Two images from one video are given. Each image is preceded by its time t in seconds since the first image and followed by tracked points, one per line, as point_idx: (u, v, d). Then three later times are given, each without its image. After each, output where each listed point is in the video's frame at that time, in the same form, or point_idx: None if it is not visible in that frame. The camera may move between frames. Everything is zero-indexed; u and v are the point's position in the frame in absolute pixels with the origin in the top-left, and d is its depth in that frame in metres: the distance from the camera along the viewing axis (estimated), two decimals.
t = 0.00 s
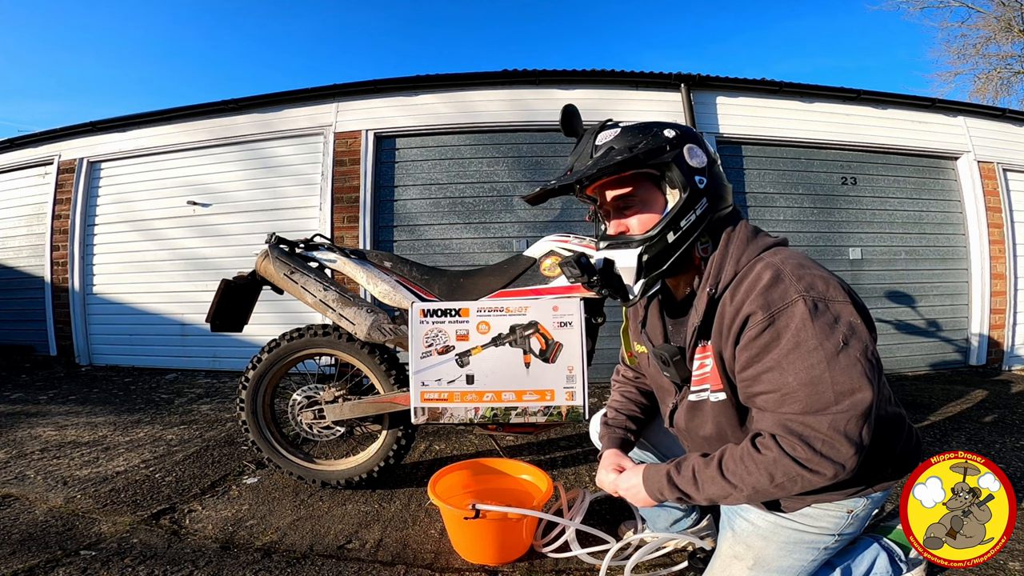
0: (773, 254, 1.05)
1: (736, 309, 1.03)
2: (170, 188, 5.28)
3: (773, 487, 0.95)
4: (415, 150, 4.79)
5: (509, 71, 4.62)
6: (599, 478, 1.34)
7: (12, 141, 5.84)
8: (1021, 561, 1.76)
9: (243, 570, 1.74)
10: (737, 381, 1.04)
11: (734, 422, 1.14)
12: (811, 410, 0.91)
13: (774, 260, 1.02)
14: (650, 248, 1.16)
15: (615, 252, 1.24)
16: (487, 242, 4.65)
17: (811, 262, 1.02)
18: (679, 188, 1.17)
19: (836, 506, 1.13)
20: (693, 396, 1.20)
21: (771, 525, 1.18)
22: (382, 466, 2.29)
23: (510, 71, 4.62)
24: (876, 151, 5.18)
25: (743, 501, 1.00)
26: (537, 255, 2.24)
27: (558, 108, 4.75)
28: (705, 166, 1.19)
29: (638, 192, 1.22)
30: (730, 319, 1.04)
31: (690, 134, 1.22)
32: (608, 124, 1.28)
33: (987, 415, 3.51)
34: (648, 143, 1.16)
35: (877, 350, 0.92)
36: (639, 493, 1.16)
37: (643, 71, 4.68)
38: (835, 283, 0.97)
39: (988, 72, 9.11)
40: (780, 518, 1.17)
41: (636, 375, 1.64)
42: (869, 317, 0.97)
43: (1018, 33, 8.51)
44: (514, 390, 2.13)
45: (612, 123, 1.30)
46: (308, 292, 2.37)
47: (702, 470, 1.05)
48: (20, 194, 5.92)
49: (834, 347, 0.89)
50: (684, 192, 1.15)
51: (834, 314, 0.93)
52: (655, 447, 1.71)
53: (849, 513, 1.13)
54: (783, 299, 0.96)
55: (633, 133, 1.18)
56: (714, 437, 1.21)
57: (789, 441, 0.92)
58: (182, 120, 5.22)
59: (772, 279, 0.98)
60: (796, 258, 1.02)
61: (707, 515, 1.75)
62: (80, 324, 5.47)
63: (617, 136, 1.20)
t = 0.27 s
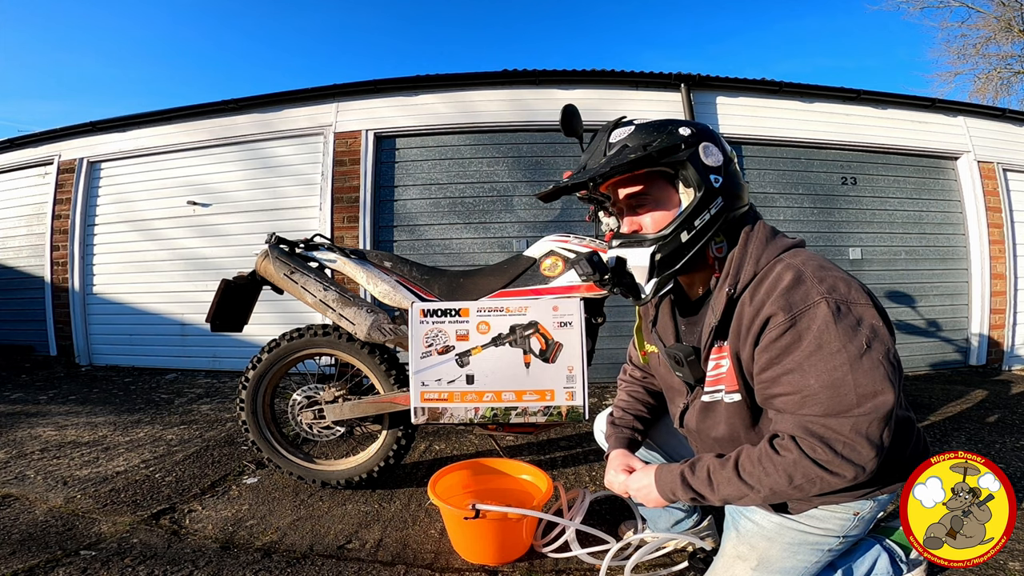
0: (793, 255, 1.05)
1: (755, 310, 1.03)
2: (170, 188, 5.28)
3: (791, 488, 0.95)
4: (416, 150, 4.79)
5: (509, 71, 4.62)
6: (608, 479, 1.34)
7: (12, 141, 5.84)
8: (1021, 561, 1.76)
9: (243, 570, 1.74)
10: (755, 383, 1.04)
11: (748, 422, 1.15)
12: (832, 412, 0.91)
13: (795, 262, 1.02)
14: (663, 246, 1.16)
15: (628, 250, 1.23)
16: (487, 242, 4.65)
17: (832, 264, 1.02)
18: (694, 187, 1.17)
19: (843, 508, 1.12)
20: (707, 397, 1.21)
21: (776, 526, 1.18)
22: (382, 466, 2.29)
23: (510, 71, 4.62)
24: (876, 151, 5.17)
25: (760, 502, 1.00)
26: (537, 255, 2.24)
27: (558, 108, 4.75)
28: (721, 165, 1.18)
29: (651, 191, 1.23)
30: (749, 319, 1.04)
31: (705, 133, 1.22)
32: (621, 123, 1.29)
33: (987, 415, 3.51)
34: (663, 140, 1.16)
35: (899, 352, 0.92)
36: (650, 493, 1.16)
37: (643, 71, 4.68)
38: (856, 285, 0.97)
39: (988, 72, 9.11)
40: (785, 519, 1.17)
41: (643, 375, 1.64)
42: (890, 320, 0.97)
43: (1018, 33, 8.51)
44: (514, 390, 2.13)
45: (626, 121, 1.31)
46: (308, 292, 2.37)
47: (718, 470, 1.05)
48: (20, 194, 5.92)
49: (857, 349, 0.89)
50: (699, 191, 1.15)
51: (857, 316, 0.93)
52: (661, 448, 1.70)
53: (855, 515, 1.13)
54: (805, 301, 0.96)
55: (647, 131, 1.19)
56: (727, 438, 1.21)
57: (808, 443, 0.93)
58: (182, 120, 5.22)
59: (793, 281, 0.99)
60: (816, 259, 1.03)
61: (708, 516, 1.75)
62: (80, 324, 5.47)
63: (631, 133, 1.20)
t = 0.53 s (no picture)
0: (803, 256, 1.05)
1: (765, 311, 1.03)
2: (170, 188, 5.28)
3: (799, 490, 0.95)
4: (416, 150, 4.79)
5: (509, 71, 4.62)
6: (614, 478, 1.34)
7: (12, 141, 5.84)
8: (1021, 561, 1.76)
9: (243, 570, 1.74)
10: (764, 384, 1.04)
11: (755, 423, 1.15)
12: (842, 414, 0.91)
13: (805, 263, 1.02)
14: (663, 248, 1.16)
15: (629, 251, 1.24)
16: (487, 242, 4.65)
17: (843, 265, 1.02)
18: (695, 189, 1.16)
19: (848, 509, 1.12)
20: (715, 398, 1.19)
21: (780, 526, 1.19)
22: (382, 466, 2.29)
23: (510, 71, 4.62)
24: (876, 151, 5.17)
25: (767, 503, 1.01)
26: (537, 255, 2.24)
27: (558, 108, 4.75)
28: (724, 166, 1.17)
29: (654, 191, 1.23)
30: (758, 321, 1.04)
31: (710, 133, 1.20)
32: (629, 123, 1.28)
33: (988, 415, 3.51)
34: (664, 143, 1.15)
35: (909, 355, 0.92)
36: (655, 493, 1.16)
37: (643, 71, 4.68)
38: (867, 287, 0.97)
39: (988, 72, 9.11)
40: (789, 520, 1.18)
41: (652, 373, 1.64)
42: (901, 322, 0.97)
43: (1018, 33, 8.51)
44: (514, 390, 2.13)
45: (633, 120, 1.30)
46: (308, 292, 2.37)
47: (726, 471, 1.05)
48: (20, 194, 5.92)
49: (868, 352, 0.89)
50: (700, 193, 1.14)
51: (868, 318, 0.93)
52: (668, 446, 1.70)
53: (860, 517, 1.13)
54: (815, 303, 0.96)
55: (650, 133, 1.18)
56: (734, 439, 1.20)
57: (817, 444, 0.93)
58: (182, 120, 5.22)
59: (804, 282, 0.99)
60: (827, 261, 1.03)
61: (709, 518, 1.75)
62: (80, 324, 5.47)
63: (635, 135, 1.20)
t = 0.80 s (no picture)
0: (809, 260, 1.04)
1: (767, 315, 1.03)
2: (170, 188, 5.28)
3: (794, 494, 0.95)
4: (416, 150, 4.79)
5: (509, 71, 4.62)
6: (615, 474, 1.34)
7: (12, 141, 5.84)
8: (1021, 561, 1.76)
9: (243, 570, 1.74)
10: (765, 387, 1.04)
11: (756, 424, 1.15)
12: (839, 420, 0.91)
13: (810, 268, 1.02)
14: (647, 257, 1.19)
15: (620, 257, 1.28)
16: (487, 242, 4.65)
17: (849, 271, 1.01)
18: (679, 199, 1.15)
19: (851, 511, 1.12)
20: (717, 399, 1.21)
21: (783, 527, 1.19)
22: (382, 466, 2.29)
23: (510, 71, 4.62)
24: (876, 151, 5.18)
25: (762, 506, 1.01)
26: (537, 255, 2.23)
27: (558, 108, 4.75)
28: (709, 176, 1.13)
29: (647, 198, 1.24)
30: (760, 324, 1.04)
31: (700, 139, 1.17)
32: (630, 125, 1.29)
33: (988, 415, 3.51)
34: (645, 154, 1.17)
35: (912, 362, 0.91)
36: (654, 491, 1.16)
37: (643, 71, 4.68)
38: (873, 292, 0.96)
39: (988, 72, 9.11)
40: (792, 521, 1.18)
41: (659, 372, 1.63)
42: (906, 329, 0.96)
43: (1018, 33, 8.51)
44: (514, 390, 2.13)
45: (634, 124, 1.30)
46: (308, 292, 2.37)
47: (723, 472, 1.05)
48: (21, 194, 5.92)
49: (869, 358, 0.89)
50: (682, 206, 1.13)
51: (871, 325, 0.92)
52: (672, 445, 1.71)
53: (863, 519, 1.13)
54: (818, 308, 0.96)
55: (638, 143, 1.21)
56: (735, 440, 1.21)
57: (814, 449, 0.93)
58: (182, 120, 5.22)
59: (808, 287, 0.98)
60: (834, 265, 1.02)
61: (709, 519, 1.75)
62: (80, 324, 5.47)
63: (624, 145, 1.23)
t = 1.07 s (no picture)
0: (812, 260, 1.04)
1: (770, 315, 1.03)
2: (170, 188, 5.28)
3: (798, 494, 0.95)
4: (416, 150, 4.79)
5: (509, 71, 4.62)
6: (616, 474, 1.34)
7: (12, 141, 5.84)
8: (1021, 561, 1.76)
9: (243, 570, 1.74)
10: (768, 387, 1.04)
11: (758, 425, 1.15)
12: (844, 421, 0.91)
13: (814, 267, 1.02)
14: (643, 258, 1.20)
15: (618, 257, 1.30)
16: (487, 242, 4.65)
17: (852, 270, 1.01)
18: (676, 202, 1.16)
19: (853, 512, 1.12)
20: (718, 399, 1.20)
21: (784, 527, 1.18)
22: (382, 466, 2.29)
23: (510, 71, 4.62)
24: (876, 151, 5.18)
25: (765, 506, 1.01)
26: (537, 255, 2.23)
27: (558, 107, 4.75)
28: (706, 179, 1.13)
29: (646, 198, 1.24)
30: (763, 324, 1.04)
31: (698, 141, 1.16)
32: (631, 124, 1.29)
33: (988, 415, 3.51)
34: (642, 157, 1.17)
35: (915, 362, 0.92)
36: (656, 492, 1.16)
37: (643, 71, 4.68)
38: (876, 292, 0.96)
39: (988, 72, 9.11)
40: (793, 521, 1.17)
41: (660, 372, 1.63)
42: (909, 329, 0.96)
43: (1018, 33, 8.51)
44: (514, 390, 2.13)
45: (636, 123, 1.30)
46: (308, 292, 2.37)
47: (726, 473, 1.05)
48: (20, 194, 5.92)
49: (873, 359, 0.89)
50: (678, 208, 1.14)
51: (874, 325, 0.93)
52: (673, 445, 1.72)
53: (863, 520, 1.13)
54: (822, 308, 0.96)
55: (635, 144, 1.21)
56: (737, 440, 1.20)
57: (818, 450, 0.93)
58: (182, 120, 5.22)
59: (811, 287, 0.98)
60: (837, 265, 1.02)
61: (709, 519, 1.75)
62: (80, 324, 5.47)
63: (622, 145, 1.23)
